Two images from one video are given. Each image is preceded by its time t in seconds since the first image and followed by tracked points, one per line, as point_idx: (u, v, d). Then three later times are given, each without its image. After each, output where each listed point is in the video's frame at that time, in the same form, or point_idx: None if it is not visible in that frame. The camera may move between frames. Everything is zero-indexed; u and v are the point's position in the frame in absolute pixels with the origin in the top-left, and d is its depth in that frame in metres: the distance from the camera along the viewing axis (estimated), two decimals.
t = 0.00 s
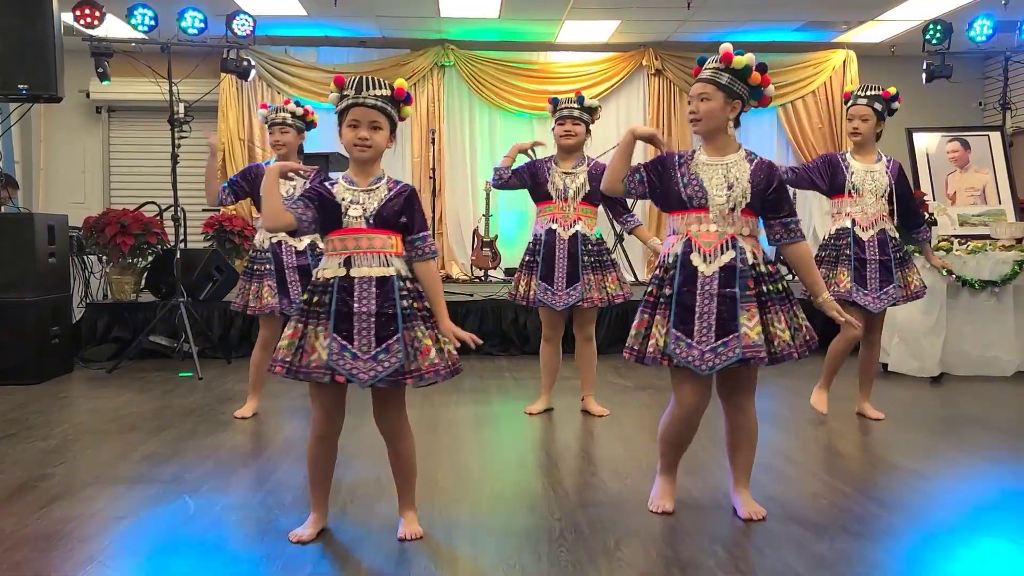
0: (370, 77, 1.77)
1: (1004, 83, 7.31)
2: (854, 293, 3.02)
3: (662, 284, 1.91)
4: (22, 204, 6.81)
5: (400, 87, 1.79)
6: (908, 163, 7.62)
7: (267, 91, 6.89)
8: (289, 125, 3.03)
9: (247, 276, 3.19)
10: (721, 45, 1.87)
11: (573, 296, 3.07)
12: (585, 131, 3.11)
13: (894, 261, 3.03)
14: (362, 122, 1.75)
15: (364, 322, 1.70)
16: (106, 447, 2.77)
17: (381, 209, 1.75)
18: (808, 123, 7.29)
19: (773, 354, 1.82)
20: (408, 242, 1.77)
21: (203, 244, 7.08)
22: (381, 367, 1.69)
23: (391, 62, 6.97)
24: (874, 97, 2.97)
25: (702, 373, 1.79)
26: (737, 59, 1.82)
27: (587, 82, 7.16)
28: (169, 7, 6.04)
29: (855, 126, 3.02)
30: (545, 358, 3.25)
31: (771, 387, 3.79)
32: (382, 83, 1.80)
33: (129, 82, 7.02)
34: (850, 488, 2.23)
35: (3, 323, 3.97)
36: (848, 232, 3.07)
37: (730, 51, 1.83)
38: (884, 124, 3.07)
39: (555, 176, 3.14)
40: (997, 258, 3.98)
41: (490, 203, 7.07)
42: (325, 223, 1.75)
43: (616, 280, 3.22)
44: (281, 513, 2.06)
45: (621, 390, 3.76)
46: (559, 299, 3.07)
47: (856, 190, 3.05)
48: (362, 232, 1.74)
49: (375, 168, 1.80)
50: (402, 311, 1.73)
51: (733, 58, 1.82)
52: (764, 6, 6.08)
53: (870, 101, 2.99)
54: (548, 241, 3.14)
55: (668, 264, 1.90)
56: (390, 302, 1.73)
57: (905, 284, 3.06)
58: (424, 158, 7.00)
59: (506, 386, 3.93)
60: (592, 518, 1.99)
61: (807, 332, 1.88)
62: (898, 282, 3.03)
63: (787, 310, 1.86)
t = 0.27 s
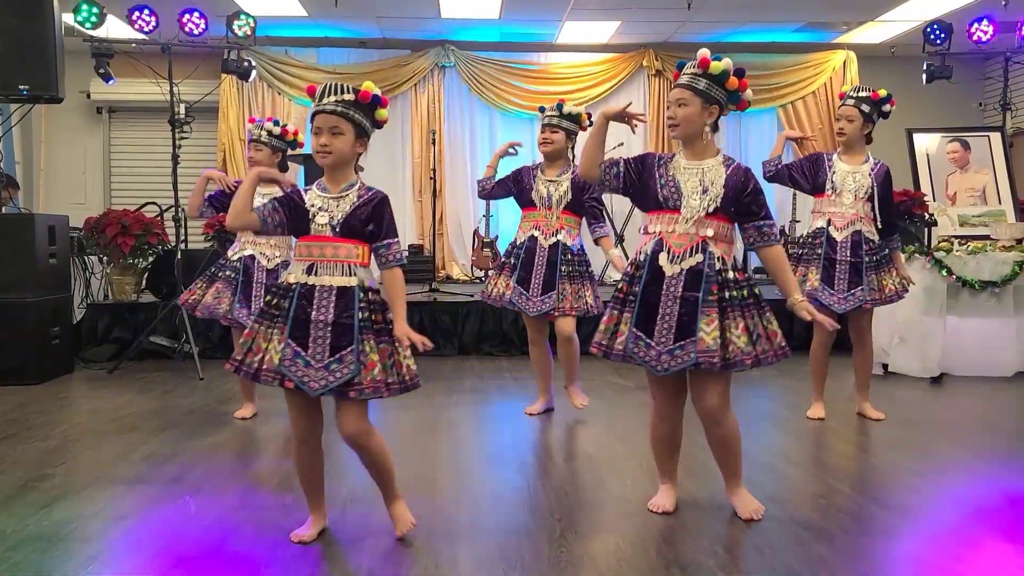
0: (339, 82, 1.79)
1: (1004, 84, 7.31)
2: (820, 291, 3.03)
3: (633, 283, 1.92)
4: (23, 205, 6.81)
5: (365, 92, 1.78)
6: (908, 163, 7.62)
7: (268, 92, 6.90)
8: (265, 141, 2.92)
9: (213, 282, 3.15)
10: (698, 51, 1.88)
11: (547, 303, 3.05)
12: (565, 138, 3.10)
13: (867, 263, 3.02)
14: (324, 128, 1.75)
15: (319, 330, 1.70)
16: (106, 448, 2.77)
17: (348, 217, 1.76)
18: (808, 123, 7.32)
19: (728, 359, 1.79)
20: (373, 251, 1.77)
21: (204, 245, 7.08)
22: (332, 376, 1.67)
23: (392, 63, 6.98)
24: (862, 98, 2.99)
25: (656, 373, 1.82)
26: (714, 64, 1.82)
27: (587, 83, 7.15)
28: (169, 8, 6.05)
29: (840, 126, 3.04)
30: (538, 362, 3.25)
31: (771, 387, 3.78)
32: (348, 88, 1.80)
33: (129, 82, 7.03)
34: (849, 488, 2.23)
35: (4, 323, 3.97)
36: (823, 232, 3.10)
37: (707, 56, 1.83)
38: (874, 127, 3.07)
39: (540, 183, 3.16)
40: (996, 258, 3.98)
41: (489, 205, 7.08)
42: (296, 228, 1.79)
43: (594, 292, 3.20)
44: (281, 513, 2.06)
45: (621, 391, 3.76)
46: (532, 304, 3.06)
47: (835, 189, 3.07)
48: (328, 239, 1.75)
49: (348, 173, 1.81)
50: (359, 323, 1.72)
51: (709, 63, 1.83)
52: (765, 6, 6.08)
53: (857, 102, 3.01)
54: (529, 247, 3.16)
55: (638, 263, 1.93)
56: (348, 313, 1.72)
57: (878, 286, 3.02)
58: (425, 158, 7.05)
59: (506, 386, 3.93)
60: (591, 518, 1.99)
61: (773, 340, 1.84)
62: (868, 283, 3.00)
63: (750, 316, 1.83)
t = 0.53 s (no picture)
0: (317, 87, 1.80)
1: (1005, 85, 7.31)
2: (792, 300, 3.06)
3: (619, 289, 1.95)
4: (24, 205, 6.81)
5: (339, 91, 1.76)
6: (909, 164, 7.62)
7: (268, 93, 6.90)
8: (256, 129, 2.83)
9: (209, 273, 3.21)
10: (690, 63, 1.88)
11: (531, 297, 3.07)
12: (555, 135, 3.09)
13: (844, 274, 3.02)
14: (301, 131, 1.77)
15: (289, 330, 1.71)
16: (106, 449, 2.77)
17: (325, 219, 1.76)
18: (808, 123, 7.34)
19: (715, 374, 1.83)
20: (346, 252, 1.74)
21: (204, 246, 7.08)
22: (293, 375, 1.67)
23: (393, 64, 6.99)
24: (845, 109, 3.04)
25: (642, 380, 1.81)
26: (705, 78, 1.83)
27: (589, 83, 7.19)
28: (169, 9, 6.05)
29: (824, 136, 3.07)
30: (537, 359, 3.26)
31: (771, 388, 3.79)
32: (327, 90, 1.80)
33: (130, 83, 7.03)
34: (849, 489, 2.23)
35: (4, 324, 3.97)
36: (802, 240, 3.11)
37: (697, 69, 1.85)
38: (860, 137, 3.10)
39: (531, 179, 3.18)
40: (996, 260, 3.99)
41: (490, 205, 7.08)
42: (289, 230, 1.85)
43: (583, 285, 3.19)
44: (281, 514, 2.06)
45: (621, 392, 3.76)
46: (517, 299, 3.10)
47: (818, 200, 3.08)
48: (305, 240, 1.77)
49: (333, 174, 1.80)
50: (325, 323, 1.72)
51: (700, 76, 1.84)
52: (765, 7, 6.09)
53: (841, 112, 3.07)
54: (516, 241, 3.18)
55: (627, 270, 1.94)
56: (317, 313, 1.72)
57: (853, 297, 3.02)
58: (426, 159, 7.04)
59: (506, 387, 3.93)
60: (592, 519, 2.00)
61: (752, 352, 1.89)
62: (842, 291, 3.00)
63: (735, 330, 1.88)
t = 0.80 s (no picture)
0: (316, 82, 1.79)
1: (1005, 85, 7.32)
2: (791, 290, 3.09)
3: (623, 280, 1.92)
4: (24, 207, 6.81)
5: (339, 87, 1.75)
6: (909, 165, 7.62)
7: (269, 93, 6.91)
8: (255, 123, 2.80)
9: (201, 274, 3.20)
10: (687, 50, 1.87)
11: (532, 295, 3.07)
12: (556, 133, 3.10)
13: (841, 261, 3.03)
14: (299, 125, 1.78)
15: (274, 323, 1.72)
16: (107, 449, 2.77)
17: (314, 209, 1.75)
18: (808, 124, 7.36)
19: (721, 354, 1.81)
20: (331, 241, 1.72)
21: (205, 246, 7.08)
22: (277, 367, 1.68)
23: (393, 64, 6.99)
24: (836, 100, 3.02)
25: (652, 370, 1.82)
26: (705, 65, 1.82)
27: (588, 84, 7.19)
28: (170, 9, 6.06)
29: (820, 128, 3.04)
30: (539, 355, 3.27)
31: (772, 389, 3.78)
32: (327, 85, 1.79)
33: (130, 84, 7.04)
34: (850, 489, 2.23)
35: (5, 324, 3.97)
36: (799, 230, 3.13)
37: (694, 57, 1.82)
38: (852, 126, 3.08)
39: (531, 178, 3.17)
40: (997, 260, 3.99)
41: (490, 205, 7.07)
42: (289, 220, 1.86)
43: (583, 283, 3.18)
44: (281, 514, 2.06)
45: (621, 392, 3.75)
46: (518, 296, 3.10)
47: (812, 189, 3.11)
48: (295, 231, 1.77)
49: (331, 167, 1.80)
50: (306, 313, 1.70)
51: (696, 64, 1.82)
52: (765, 8, 6.09)
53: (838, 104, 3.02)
54: (518, 238, 3.18)
55: (627, 260, 1.92)
56: (298, 303, 1.71)
57: (853, 286, 3.02)
58: (426, 159, 7.05)
59: (506, 388, 3.92)
60: (593, 519, 2.00)
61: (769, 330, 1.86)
62: (841, 280, 3.01)
63: (742, 312, 1.85)
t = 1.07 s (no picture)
0: (327, 95, 1.78)
1: (1005, 87, 7.32)
2: (794, 296, 3.08)
3: (628, 291, 1.91)
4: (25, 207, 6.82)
5: (354, 102, 1.77)
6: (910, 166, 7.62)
7: (269, 94, 6.92)
8: (262, 133, 2.88)
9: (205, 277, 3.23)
10: (698, 63, 1.87)
11: (563, 300, 3.08)
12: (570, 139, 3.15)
13: (842, 266, 3.01)
14: (312, 140, 1.76)
15: (294, 329, 1.70)
16: (108, 450, 2.78)
17: (336, 222, 1.77)
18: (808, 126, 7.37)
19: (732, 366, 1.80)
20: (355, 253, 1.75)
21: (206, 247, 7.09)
22: (297, 371, 1.66)
23: (394, 65, 6.99)
24: (837, 103, 3.03)
25: (672, 380, 1.79)
26: (718, 80, 1.86)
27: (589, 85, 7.20)
28: (171, 10, 6.06)
29: (826, 133, 3.05)
30: (539, 358, 3.25)
31: (772, 390, 3.78)
32: (338, 99, 1.79)
33: (131, 85, 7.04)
34: (851, 490, 2.23)
35: (6, 325, 3.97)
36: (801, 237, 3.14)
37: (710, 71, 1.85)
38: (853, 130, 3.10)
39: (542, 183, 3.14)
40: (998, 261, 3.98)
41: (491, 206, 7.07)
42: (290, 230, 1.86)
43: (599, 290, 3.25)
44: (283, 515, 2.06)
45: (621, 393, 3.75)
46: (548, 302, 3.07)
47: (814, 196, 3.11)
48: (313, 241, 1.76)
49: (341, 182, 1.81)
50: (332, 321, 1.72)
51: (712, 79, 1.85)
52: (766, 9, 6.09)
53: (839, 108, 3.04)
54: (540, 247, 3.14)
55: (633, 272, 1.90)
56: (323, 311, 1.72)
57: (859, 291, 2.99)
58: (427, 160, 7.06)
59: (507, 389, 3.92)
60: (594, 520, 2.00)
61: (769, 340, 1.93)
62: (843, 284, 2.98)
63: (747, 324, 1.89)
